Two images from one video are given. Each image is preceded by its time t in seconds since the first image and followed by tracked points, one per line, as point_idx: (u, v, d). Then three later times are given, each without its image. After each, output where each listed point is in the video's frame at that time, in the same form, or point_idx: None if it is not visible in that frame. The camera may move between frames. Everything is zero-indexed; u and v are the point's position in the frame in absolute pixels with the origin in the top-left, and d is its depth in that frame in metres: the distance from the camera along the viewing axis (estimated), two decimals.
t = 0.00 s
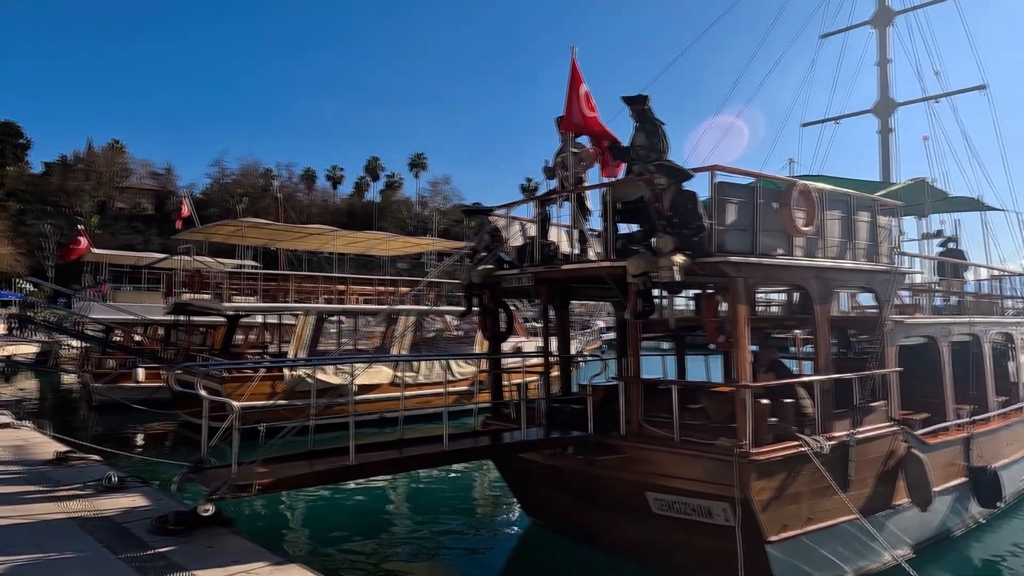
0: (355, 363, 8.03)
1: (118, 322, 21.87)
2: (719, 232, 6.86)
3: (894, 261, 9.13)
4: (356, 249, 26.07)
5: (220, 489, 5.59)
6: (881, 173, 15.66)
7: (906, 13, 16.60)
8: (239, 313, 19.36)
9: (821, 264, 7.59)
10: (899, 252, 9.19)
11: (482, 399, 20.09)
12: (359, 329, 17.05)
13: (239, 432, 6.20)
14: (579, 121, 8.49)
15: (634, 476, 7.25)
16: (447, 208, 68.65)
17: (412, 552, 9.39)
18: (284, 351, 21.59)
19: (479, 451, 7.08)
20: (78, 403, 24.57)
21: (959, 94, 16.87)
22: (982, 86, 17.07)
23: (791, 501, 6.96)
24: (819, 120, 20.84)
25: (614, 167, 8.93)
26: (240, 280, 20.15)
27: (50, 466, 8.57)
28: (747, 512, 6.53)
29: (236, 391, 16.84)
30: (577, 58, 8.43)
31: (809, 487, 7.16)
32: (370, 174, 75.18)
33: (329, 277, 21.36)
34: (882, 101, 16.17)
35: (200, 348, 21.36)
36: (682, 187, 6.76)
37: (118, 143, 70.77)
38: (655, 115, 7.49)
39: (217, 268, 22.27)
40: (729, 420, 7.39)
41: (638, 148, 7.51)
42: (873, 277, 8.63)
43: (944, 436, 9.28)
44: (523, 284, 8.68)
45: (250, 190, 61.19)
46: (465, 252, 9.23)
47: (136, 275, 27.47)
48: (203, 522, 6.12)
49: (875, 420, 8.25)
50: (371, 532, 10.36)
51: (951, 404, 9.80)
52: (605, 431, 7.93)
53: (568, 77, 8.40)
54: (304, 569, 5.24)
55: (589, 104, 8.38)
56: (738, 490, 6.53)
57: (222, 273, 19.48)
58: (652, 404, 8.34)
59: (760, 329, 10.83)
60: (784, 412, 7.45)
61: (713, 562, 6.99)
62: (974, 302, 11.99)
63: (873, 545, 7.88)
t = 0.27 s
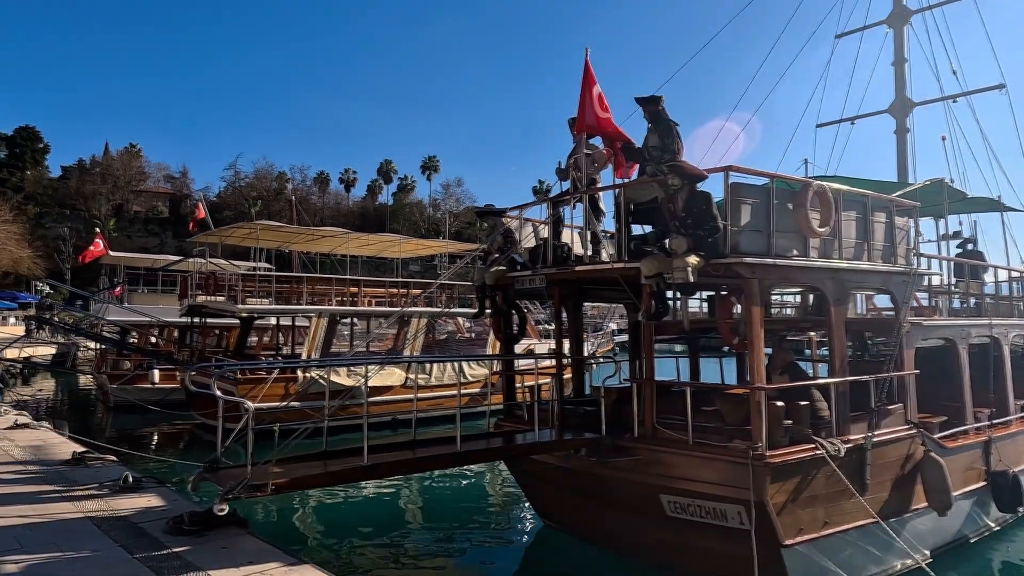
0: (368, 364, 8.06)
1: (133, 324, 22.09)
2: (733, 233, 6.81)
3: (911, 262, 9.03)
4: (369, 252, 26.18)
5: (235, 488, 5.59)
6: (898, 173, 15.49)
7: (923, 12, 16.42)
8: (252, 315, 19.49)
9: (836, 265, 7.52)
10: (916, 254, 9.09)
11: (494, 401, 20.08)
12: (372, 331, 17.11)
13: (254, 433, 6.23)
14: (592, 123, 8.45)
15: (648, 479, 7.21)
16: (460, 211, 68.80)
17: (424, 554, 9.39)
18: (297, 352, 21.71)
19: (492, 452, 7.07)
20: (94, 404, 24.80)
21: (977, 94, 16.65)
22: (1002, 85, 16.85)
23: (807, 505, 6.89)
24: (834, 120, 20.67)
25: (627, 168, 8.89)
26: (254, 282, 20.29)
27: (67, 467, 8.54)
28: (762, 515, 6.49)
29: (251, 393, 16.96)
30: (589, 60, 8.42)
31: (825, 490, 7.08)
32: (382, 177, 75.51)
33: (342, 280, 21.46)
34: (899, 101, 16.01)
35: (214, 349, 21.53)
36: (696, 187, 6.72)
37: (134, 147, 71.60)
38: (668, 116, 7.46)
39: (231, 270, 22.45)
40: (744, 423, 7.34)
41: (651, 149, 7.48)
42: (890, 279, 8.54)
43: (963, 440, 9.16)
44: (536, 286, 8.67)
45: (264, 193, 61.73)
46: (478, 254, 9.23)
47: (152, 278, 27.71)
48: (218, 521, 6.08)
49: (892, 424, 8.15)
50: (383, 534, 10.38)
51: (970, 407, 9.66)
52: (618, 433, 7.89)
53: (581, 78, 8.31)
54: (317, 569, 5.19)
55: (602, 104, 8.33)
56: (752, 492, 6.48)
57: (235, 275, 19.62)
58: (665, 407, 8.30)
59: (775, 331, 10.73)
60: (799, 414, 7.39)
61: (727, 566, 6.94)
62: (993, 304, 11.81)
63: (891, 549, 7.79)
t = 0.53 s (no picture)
0: (375, 365, 8.13)
1: (142, 325, 22.20)
2: (742, 235, 6.79)
3: (921, 264, 8.98)
4: (376, 253, 26.24)
5: (243, 488, 5.59)
6: (907, 174, 15.41)
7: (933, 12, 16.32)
8: (260, 317, 19.56)
9: (845, 267, 7.50)
10: (927, 255, 9.04)
11: (501, 402, 20.10)
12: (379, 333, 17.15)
13: (262, 434, 6.28)
14: (599, 125, 8.40)
15: (655, 481, 7.21)
16: (466, 213, 68.90)
17: (430, 555, 9.40)
18: (305, 354, 21.78)
19: (499, 453, 7.07)
20: (103, 405, 24.90)
21: (987, 94, 16.54)
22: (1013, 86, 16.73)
23: (815, 507, 6.87)
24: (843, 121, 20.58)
25: (635, 170, 8.82)
26: (261, 284, 20.36)
27: (77, 467, 8.51)
28: (770, 518, 6.47)
29: (259, 394, 17.06)
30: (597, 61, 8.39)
31: (834, 493, 7.06)
32: (389, 179, 75.71)
33: (349, 281, 21.52)
34: (908, 102, 15.93)
35: (222, 351, 21.63)
36: (704, 189, 6.71)
37: (144, 149, 72.02)
38: (676, 117, 7.45)
39: (239, 271, 22.55)
40: (752, 425, 7.32)
41: (659, 150, 7.47)
42: (899, 280, 8.51)
43: (973, 443, 9.10)
44: (543, 287, 8.68)
45: (272, 195, 62.02)
46: (485, 255, 9.25)
47: (161, 279, 27.82)
48: (228, 521, 5.97)
49: (902, 426, 8.12)
50: (390, 535, 10.40)
51: (981, 410, 9.60)
52: (626, 435, 7.88)
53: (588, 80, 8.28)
54: (327, 569, 5.13)
55: (610, 106, 8.29)
56: (760, 495, 6.46)
57: (243, 277, 19.70)
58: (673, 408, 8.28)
59: (783, 332, 10.69)
60: (808, 416, 7.36)
61: (735, 569, 6.92)
62: (1003, 306, 11.74)
63: (900, 552, 7.74)
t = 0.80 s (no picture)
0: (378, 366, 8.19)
1: (146, 326, 22.22)
2: (746, 236, 6.79)
3: (925, 265, 8.98)
4: (379, 254, 26.25)
5: (249, 488, 5.55)
6: (911, 176, 15.39)
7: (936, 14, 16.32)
8: (264, 318, 19.59)
9: (850, 268, 7.50)
10: (931, 257, 9.03)
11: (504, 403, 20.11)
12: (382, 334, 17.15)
13: (268, 434, 6.31)
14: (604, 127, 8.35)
15: (659, 482, 7.21)
16: (469, 214, 68.97)
17: (433, 557, 9.39)
18: (308, 354, 21.79)
19: (504, 454, 7.06)
20: (106, 406, 24.88)
21: (991, 96, 16.51)
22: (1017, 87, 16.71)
23: (819, 509, 6.86)
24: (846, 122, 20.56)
25: (639, 171, 8.75)
26: (265, 285, 20.39)
27: (82, 468, 8.48)
28: (774, 519, 6.46)
29: (261, 394, 17.10)
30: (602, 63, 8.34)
31: (838, 494, 7.05)
32: (392, 180, 75.78)
33: (353, 282, 21.54)
34: (912, 104, 15.92)
35: (226, 352, 21.66)
36: (708, 190, 6.71)
37: (147, 150, 72.12)
38: (680, 118, 7.46)
39: (242, 272, 22.59)
40: (756, 426, 7.32)
41: (663, 152, 7.47)
42: (904, 282, 8.51)
43: (978, 445, 9.08)
44: (547, 288, 8.70)
45: (275, 196, 62.11)
46: (489, 256, 9.26)
47: (164, 280, 27.81)
48: (235, 521, 5.91)
49: (906, 428, 8.11)
50: (392, 536, 10.40)
51: (985, 412, 9.59)
52: (630, 436, 7.87)
53: (593, 82, 8.25)
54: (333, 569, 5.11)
55: (614, 108, 8.26)
56: (764, 496, 6.46)
57: (246, 278, 19.72)
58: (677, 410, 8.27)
59: (787, 334, 10.67)
60: (812, 418, 7.35)
61: (739, 570, 6.91)
62: (1007, 308, 11.72)
63: (904, 554, 7.72)
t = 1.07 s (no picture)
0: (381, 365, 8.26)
1: (149, 324, 22.23)
2: (752, 236, 6.78)
3: (931, 265, 8.96)
4: (381, 253, 26.25)
5: (256, 487, 5.51)
6: (916, 175, 15.36)
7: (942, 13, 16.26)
8: (267, 317, 19.61)
9: (855, 268, 7.49)
10: (937, 257, 9.01)
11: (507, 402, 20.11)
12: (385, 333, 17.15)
13: (275, 433, 6.31)
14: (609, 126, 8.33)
15: (664, 481, 7.21)
16: (471, 213, 68.97)
17: (437, 556, 9.38)
18: (311, 353, 21.80)
19: (508, 454, 7.05)
20: (111, 404, 24.95)
21: (997, 94, 16.46)
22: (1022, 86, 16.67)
23: (825, 508, 6.85)
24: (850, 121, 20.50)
25: (644, 171, 8.70)
26: (268, 284, 20.39)
27: (87, 466, 8.46)
28: (780, 519, 6.46)
29: (264, 392, 17.16)
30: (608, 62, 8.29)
31: (843, 494, 7.04)
32: (394, 179, 75.82)
33: (355, 281, 21.54)
34: (917, 102, 15.88)
35: (229, 350, 21.67)
36: (714, 189, 6.69)
37: (150, 149, 72.24)
38: (686, 118, 7.44)
39: (245, 271, 22.61)
40: (761, 426, 7.32)
41: (669, 151, 7.45)
42: (909, 282, 8.49)
43: (983, 445, 9.06)
44: (552, 287, 8.70)
45: (278, 195, 62.29)
46: (494, 256, 9.26)
47: (168, 279, 27.84)
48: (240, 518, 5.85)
49: (911, 428, 8.10)
50: (396, 535, 10.41)
51: (991, 412, 9.57)
52: (635, 436, 7.87)
53: (598, 81, 8.21)
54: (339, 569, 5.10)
55: (619, 107, 8.22)
56: (770, 496, 6.45)
57: (249, 276, 19.72)
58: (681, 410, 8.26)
59: (791, 333, 10.65)
60: (817, 418, 7.34)
61: (745, 570, 6.90)
62: (1012, 308, 11.69)
63: (909, 554, 7.71)
